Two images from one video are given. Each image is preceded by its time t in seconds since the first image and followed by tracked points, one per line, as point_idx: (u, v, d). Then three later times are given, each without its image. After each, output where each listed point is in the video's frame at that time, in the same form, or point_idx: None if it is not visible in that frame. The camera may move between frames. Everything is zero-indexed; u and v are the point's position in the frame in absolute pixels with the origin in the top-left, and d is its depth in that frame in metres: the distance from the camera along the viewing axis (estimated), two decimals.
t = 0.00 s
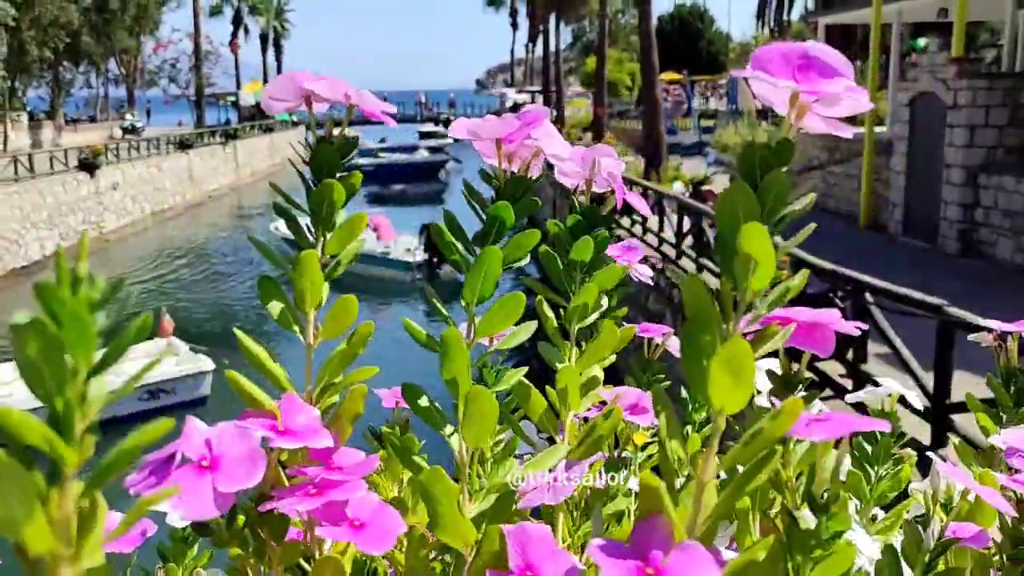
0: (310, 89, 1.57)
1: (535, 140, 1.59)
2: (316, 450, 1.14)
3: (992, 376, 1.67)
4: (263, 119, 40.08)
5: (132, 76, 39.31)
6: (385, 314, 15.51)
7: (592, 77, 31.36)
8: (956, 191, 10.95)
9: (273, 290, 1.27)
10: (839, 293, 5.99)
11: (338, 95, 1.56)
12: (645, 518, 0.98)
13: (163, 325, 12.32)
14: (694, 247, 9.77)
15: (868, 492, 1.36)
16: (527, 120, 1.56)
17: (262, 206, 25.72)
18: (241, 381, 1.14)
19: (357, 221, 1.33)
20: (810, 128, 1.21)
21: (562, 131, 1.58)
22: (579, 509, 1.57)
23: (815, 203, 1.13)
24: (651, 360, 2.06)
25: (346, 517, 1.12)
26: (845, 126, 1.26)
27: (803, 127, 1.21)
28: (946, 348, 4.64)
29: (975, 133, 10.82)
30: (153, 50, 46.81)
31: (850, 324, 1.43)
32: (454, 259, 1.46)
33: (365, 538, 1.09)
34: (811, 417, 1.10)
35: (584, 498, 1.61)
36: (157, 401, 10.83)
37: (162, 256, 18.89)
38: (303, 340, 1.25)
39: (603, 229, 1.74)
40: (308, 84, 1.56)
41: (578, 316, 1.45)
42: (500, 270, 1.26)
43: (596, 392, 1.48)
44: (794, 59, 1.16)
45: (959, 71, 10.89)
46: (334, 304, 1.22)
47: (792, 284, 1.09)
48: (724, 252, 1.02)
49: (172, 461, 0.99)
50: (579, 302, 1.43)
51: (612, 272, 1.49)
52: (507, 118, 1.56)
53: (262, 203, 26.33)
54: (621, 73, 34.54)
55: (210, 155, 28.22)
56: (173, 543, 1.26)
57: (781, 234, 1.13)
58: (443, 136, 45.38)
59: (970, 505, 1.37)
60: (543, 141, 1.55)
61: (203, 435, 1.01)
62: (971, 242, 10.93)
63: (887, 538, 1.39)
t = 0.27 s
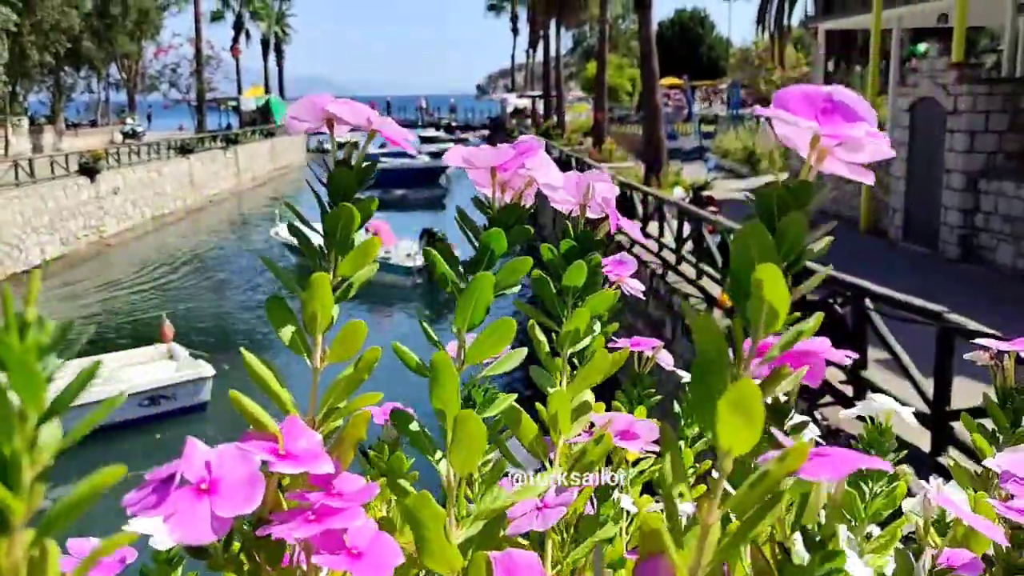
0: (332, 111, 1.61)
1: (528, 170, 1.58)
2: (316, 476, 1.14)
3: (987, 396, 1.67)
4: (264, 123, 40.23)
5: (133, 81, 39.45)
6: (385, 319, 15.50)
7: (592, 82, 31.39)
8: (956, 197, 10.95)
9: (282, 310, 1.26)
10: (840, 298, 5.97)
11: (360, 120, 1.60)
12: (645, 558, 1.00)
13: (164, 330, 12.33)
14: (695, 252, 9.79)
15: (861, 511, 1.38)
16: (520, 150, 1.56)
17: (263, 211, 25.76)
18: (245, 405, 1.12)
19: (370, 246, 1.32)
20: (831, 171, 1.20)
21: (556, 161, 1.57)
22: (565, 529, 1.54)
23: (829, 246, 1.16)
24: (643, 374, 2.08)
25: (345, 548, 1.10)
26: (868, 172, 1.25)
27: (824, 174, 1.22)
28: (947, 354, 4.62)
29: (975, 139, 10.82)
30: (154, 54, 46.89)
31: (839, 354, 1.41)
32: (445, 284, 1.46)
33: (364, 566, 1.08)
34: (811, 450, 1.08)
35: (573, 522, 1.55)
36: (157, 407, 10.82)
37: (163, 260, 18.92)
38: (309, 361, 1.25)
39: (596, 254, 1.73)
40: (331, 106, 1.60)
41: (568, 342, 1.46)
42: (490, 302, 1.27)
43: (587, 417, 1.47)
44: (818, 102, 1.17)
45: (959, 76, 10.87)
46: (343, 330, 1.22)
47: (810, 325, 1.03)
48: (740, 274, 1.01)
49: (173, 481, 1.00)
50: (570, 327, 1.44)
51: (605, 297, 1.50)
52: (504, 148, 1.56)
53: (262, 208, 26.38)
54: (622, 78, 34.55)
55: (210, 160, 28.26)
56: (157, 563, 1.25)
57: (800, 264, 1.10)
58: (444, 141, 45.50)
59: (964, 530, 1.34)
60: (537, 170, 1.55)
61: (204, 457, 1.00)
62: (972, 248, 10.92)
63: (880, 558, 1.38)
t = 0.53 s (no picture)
0: (300, 126, 1.56)
1: (502, 191, 1.63)
2: (289, 506, 1.12)
3: (989, 415, 1.66)
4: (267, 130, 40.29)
5: (137, 89, 39.55)
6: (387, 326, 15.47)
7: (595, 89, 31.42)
8: (959, 204, 10.92)
9: (254, 334, 1.26)
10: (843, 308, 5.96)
11: (327, 133, 1.55)
12: None
13: (167, 337, 12.34)
14: (697, 260, 9.80)
15: (861, 530, 1.38)
16: (492, 170, 1.62)
17: (266, 218, 25.80)
18: (214, 437, 1.10)
19: (342, 264, 1.31)
20: (815, 188, 1.20)
21: (530, 181, 1.64)
22: (560, 548, 1.57)
23: (813, 266, 1.14)
24: (642, 391, 2.07)
25: None
26: (853, 188, 1.25)
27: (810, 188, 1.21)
28: (951, 363, 4.60)
29: (978, 146, 10.80)
30: (158, 62, 47.04)
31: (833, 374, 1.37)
32: (427, 307, 1.48)
33: None
34: (796, 478, 1.00)
35: (562, 543, 1.60)
36: (160, 414, 10.78)
37: (166, 267, 18.95)
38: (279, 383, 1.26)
39: (580, 271, 1.75)
40: (298, 122, 1.55)
41: (554, 362, 1.47)
42: (465, 329, 1.32)
43: (576, 436, 1.48)
44: (800, 118, 1.15)
45: (962, 83, 10.86)
46: (315, 351, 1.21)
47: (793, 350, 1.03)
48: (723, 300, 0.99)
49: (136, 522, 0.98)
50: (556, 347, 1.44)
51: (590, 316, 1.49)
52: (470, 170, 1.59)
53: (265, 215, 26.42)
54: (625, 85, 34.58)
55: (214, 167, 28.32)
56: None
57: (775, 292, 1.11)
58: (447, 148, 45.59)
59: (965, 554, 1.32)
60: (511, 191, 1.61)
61: (170, 493, 1.00)
62: (975, 255, 10.88)
63: None
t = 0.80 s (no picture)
0: (269, 148, 1.53)
1: (508, 199, 1.61)
2: (272, 532, 1.14)
3: (990, 432, 1.65)
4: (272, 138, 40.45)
5: (142, 97, 39.74)
6: (391, 333, 15.46)
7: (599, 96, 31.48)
8: (964, 211, 10.89)
9: (228, 356, 1.26)
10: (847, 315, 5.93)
11: (298, 154, 1.48)
12: None
13: (171, 343, 12.36)
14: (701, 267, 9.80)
15: (867, 545, 1.37)
16: (496, 179, 1.60)
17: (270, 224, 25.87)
18: (189, 462, 1.11)
19: (316, 283, 1.29)
20: (789, 198, 1.18)
21: (534, 188, 1.61)
22: (564, 566, 1.53)
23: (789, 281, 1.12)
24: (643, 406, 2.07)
25: None
26: (822, 196, 1.25)
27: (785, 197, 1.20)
28: (956, 370, 4.57)
29: (983, 152, 10.76)
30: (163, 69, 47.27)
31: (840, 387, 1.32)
32: (422, 320, 1.46)
33: None
34: (797, 507, 0.98)
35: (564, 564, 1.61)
36: (164, 420, 10.81)
37: (171, 274, 19.00)
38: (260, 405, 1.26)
39: (581, 282, 1.71)
40: (266, 143, 1.52)
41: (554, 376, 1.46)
42: (470, 342, 1.30)
43: (577, 455, 1.47)
44: (767, 130, 1.13)
45: (967, 89, 10.83)
46: (295, 371, 1.23)
47: (771, 363, 1.04)
48: (698, 322, 0.99)
49: (113, 554, 0.95)
50: (556, 360, 1.43)
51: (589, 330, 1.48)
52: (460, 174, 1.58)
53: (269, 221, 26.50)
54: (628, 92, 34.63)
55: (219, 174, 28.42)
56: None
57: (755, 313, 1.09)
58: (452, 155, 45.71)
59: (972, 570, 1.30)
60: (517, 200, 1.58)
61: (147, 523, 0.97)
62: (981, 261, 10.85)
63: None
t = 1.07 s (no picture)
0: (310, 167, 1.47)
1: (536, 221, 1.61)
2: (298, 557, 1.13)
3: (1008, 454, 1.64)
4: (279, 146, 40.64)
5: (151, 105, 39.99)
6: (398, 340, 15.47)
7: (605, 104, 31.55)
8: (973, 219, 10.86)
9: (259, 375, 1.24)
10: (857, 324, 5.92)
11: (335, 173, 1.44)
12: None
13: (179, 350, 12.41)
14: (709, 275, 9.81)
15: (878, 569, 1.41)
16: (524, 200, 1.59)
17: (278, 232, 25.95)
18: (218, 482, 1.11)
19: (350, 306, 1.30)
20: (832, 235, 1.14)
21: (561, 212, 1.59)
22: None
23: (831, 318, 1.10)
24: (658, 418, 2.06)
25: None
26: (871, 230, 1.17)
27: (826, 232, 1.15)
28: (966, 379, 4.55)
29: (991, 160, 10.73)
30: (172, 78, 47.52)
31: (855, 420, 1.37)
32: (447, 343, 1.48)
33: None
34: (825, 538, 0.98)
35: None
36: (172, 427, 10.82)
37: (179, 281, 19.08)
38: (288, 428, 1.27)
39: (604, 303, 1.70)
40: (308, 161, 1.46)
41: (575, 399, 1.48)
42: (494, 358, 1.31)
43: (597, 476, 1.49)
44: (814, 163, 1.11)
45: (975, 97, 10.81)
46: (326, 394, 1.22)
47: (813, 404, 0.98)
48: (735, 371, 0.97)
49: None
50: (577, 384, 1.44)
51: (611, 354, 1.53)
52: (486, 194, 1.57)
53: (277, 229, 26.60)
54: (635, 99, 34.70)
55: (227, 182, 28.53)
56: None
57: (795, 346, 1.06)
58: (458, 163, 45.82)
59: None
60: (544, 223, 1.57)
61: (176, 542, 0.94)
62: (990, 270, 10.82)
63: None
